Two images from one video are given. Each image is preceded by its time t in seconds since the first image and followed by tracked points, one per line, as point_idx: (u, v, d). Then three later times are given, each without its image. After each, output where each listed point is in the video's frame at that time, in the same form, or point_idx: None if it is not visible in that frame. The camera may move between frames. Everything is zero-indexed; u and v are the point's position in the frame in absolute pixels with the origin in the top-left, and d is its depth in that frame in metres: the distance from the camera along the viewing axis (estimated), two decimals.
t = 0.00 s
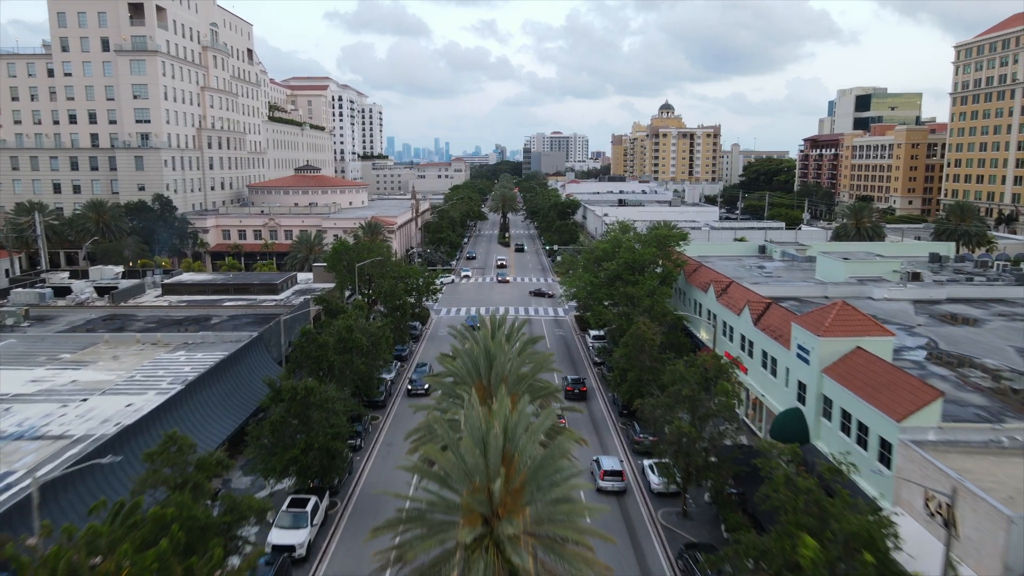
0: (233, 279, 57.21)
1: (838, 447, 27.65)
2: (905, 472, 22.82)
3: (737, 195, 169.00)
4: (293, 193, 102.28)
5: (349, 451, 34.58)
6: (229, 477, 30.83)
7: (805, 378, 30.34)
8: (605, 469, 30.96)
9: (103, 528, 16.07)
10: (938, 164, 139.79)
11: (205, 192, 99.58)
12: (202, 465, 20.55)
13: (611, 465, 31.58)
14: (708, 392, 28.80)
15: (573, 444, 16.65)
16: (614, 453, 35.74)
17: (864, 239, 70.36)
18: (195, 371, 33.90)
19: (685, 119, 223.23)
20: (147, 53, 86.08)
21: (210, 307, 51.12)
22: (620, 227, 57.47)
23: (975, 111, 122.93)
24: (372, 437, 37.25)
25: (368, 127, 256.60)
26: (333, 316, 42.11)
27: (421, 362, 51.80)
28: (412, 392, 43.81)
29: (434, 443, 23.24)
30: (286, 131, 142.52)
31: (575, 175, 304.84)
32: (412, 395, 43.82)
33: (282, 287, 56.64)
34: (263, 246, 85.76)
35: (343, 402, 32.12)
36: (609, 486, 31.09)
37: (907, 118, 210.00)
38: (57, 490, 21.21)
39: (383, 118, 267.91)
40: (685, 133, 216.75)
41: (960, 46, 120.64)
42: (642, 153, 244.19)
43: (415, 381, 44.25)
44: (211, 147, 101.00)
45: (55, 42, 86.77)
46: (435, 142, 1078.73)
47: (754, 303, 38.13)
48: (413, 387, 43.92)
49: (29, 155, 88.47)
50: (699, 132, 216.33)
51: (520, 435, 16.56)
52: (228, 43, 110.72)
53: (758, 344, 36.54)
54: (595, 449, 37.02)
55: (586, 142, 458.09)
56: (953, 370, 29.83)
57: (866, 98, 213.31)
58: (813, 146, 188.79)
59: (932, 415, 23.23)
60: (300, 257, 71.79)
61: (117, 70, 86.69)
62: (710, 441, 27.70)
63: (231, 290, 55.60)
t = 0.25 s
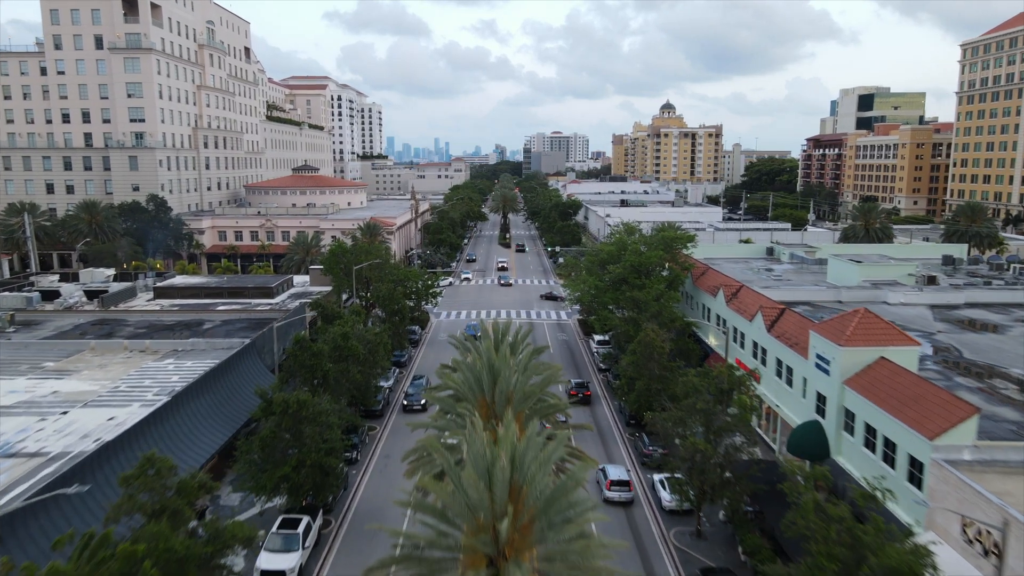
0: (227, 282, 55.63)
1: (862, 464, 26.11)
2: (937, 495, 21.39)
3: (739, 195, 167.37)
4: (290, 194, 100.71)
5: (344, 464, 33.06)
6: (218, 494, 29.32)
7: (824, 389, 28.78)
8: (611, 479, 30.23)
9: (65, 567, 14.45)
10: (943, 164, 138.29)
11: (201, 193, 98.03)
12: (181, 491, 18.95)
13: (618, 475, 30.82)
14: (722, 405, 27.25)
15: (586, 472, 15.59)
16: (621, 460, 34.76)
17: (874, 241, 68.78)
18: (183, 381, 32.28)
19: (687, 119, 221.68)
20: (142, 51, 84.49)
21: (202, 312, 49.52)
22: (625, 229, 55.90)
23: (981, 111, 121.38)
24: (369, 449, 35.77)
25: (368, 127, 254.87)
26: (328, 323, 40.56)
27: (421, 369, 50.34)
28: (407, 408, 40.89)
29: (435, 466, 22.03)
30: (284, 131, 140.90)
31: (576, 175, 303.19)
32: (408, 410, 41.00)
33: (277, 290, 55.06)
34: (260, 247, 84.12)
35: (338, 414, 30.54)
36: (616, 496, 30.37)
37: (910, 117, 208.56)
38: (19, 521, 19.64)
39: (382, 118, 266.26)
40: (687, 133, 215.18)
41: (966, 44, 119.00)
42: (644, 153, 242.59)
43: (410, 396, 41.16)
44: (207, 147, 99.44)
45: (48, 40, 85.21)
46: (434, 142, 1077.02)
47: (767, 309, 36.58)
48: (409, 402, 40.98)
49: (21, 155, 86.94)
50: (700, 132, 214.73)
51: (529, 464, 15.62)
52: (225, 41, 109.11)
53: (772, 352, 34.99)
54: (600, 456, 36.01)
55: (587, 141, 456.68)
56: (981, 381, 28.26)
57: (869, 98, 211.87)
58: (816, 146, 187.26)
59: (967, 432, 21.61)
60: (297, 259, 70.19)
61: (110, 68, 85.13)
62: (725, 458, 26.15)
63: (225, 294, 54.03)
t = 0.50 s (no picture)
0: (220, 286, 53.83)
1: (892, 486, 24.34)
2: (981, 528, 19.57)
3: (743, 195, 165.49)
4: (287, 194, 98.87)
5: (338, 481, 31.25)
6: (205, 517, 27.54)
7: (849, 404, 27.00)
8: (620, 492, 29.01)
9: None
10: (950, 164, 136.51)
11: (196, 193, 96.24)
12: (154, 525, 17.18)
13: (626, 486, 29.62)
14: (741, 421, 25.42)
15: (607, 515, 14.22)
16: (628, 470, 33.42)
17: (886, 243, 67.00)
18: (168, 394, 30.44)
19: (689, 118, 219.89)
20: (135, 48, 82.70)
21: (193, 317, 47.72)
22: (631, 231, 54.08)
23: (989, 110, 119.55)
24: (364, 463, 34.02)
25: (367, 127, 252.99)
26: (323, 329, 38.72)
27: (420, 376, 48.57)
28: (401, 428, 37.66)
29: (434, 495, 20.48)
30: (281, 130, 139.05)
31: (577, 175, 301.31)
32: (401, 431, 37.77)
33: (271, 294, 53.27)
34: (256, 249, 82.25)
35: (330, 430, 28.75)
36: (624, 508, 29.17)
37: (914, 117, 206.70)
38: None
39: (382, 118, 264.34)
40: (689, 133, 213.46)
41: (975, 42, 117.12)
42: (645, 153, 240.64)
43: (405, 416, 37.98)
44: (202, 146, 97.64)
45: (39, 37, 83.43)
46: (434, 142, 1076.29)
47: (783, 316, 34.79)
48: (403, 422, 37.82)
49: (12, 154, 85.28)
50: (703, 131, 212.92)
51: (542, 511, 14.40)
52: (221, 39, 107.29)
53: (789, 362, 33.18)
54: (607, 465, 34.60)
55: (587, 141, 455.08)
56: (1018, 395, 26.48)
57: (873, 97, 210.04)
58: (820, 146, 185.43)
59: (1014, 455, 19.78)
60: (293, 261, 68.40)
61: (103, 66, 83.36)
62: (745, 479, 24.38)
63: (217, 298, 52.23)
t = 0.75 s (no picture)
0: (213, 290, 52.23)
1: (923, 508, 22.77)
2: None
3: (746, 195, 163.92)
4: (285, 195, 97.28)
5: (332, 498, 29.68)
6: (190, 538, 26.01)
7: (874, 419, 25.43)
8: (627, 503, 27.86)
9: None
10: (955, 164, 134.97)
11: (192, 194, 94.68)
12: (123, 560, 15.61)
13: (633, 497, 28.50)
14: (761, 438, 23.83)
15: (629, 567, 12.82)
16: (636, 481, 32.18)
17: (896, 245, 65.46)
18: (152, 406, 28.84)
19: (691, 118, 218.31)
20: (129, 46, 81.11)
21: (184, 322, 46.12)
22: (636, 233, 52.52)
23: (996, 109, 118.00)
24: (361, 477, 32.49)
25: (367, 126, 251.44)
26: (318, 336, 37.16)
27: (420, 383, 47.03)
28: (395, 449, 35.12)
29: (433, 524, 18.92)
30: (279, 130, 137.51)
31: (577, 175, 299.71)
32: (396, 451, 35.34)
33: (265, 298, 51.73)
34: (252, 250, 80.64)
35: (324, 445, 27.17)
36: (632, 519, 28.08)
37: (918, 116, 205.14)
38: None
39: (382, 117, 262.70)
40: (691, 132, 211.93)
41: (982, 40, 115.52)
42: (646, 153, 239.05)
43: (400, 435, 35.53)
44: (198, 146, 96.09)
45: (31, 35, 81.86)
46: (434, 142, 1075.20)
47: (800, 322, 33.23)
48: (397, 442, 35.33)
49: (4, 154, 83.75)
50: (704, 131, 211.33)
51: (556, 560, 13.05)
52: (218, 37, 105.67)
53: (806, 371, 31.61)
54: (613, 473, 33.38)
55: (587, 141, 453.66)
56: None
57: (876, 97, 208.56)
58: (823, 146, 183.86)
59: None
60: (289, 263, 66.80)
61: (97, 64, 81.77)
62: (766, 500, 22.80)
63: (210, 302, 50.67)
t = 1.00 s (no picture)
0: (204, 294, 50.35)
1: (963, 536, 21.03)
2: None
3: (749, 196, 162.06)
4: (282, 195, 95.44)
5: (324, 519, 27.89)
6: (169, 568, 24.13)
7: (907, 438, 23.60)
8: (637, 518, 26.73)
9: None
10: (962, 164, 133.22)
11: (187, 194, 92.89)
12: None
13: (643, 512, 27.34)
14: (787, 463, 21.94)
15: None
16: (645, 494, 30.87)
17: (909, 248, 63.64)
18: (132, 423, 27.04)
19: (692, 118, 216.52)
20: (121, 43, 79.29)
21: (173, 329, 44.27)
22: (643, 236, 50.76)
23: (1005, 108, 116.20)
24: (356, 496, 30.70)
25: (367, 126, 249.64)
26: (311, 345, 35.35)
27: (418, 393, 45.15)
28: (386, 478, 31.69)
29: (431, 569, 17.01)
30: (277, 130, 135.74)
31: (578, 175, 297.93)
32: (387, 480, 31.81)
33: (258, 303, 49.89)
34: (247, 252, 78.67)
35: (314, 468, 25.30)
36: (642, 535, 26.94)
37: (922, 116, 203.36)
38: None
39: (381, 117, 260.81)
40: (693, 132, 210.18)
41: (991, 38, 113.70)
42: (648, 153, 237.27)
43: (392, 463, 32.06)
44: (193, 145, 94.26)
45: (22, 32, 80.03)
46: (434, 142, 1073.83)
47: (819, 331, 31.49)
48: (389, 471, 31.86)
49: None
50: (707, 130, 209.58)
51: None
52: (213, 34, 103.84)
53: (827, 384, 29.86)
54: (619, 485, 31.94)
55: (588, 141, 452.03)
56: None
57: (880, 96, 206.84)
58: (827, 146, 182.06)
59: None
60: (284, 266, 64.92)
61: (88, 61, 79.95)
62: (793, 531, 20.94)
63: (201, 308, 48.84)
